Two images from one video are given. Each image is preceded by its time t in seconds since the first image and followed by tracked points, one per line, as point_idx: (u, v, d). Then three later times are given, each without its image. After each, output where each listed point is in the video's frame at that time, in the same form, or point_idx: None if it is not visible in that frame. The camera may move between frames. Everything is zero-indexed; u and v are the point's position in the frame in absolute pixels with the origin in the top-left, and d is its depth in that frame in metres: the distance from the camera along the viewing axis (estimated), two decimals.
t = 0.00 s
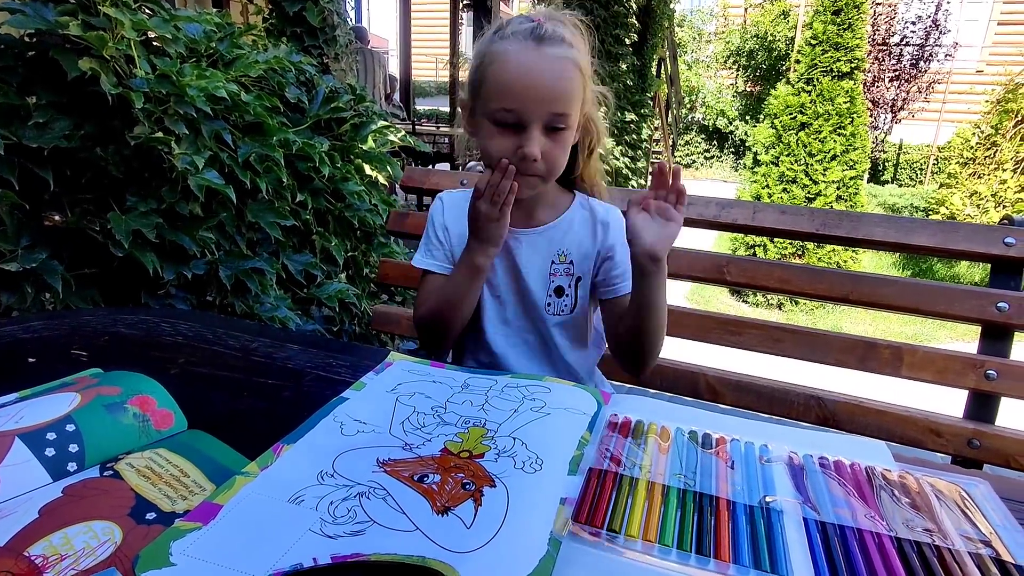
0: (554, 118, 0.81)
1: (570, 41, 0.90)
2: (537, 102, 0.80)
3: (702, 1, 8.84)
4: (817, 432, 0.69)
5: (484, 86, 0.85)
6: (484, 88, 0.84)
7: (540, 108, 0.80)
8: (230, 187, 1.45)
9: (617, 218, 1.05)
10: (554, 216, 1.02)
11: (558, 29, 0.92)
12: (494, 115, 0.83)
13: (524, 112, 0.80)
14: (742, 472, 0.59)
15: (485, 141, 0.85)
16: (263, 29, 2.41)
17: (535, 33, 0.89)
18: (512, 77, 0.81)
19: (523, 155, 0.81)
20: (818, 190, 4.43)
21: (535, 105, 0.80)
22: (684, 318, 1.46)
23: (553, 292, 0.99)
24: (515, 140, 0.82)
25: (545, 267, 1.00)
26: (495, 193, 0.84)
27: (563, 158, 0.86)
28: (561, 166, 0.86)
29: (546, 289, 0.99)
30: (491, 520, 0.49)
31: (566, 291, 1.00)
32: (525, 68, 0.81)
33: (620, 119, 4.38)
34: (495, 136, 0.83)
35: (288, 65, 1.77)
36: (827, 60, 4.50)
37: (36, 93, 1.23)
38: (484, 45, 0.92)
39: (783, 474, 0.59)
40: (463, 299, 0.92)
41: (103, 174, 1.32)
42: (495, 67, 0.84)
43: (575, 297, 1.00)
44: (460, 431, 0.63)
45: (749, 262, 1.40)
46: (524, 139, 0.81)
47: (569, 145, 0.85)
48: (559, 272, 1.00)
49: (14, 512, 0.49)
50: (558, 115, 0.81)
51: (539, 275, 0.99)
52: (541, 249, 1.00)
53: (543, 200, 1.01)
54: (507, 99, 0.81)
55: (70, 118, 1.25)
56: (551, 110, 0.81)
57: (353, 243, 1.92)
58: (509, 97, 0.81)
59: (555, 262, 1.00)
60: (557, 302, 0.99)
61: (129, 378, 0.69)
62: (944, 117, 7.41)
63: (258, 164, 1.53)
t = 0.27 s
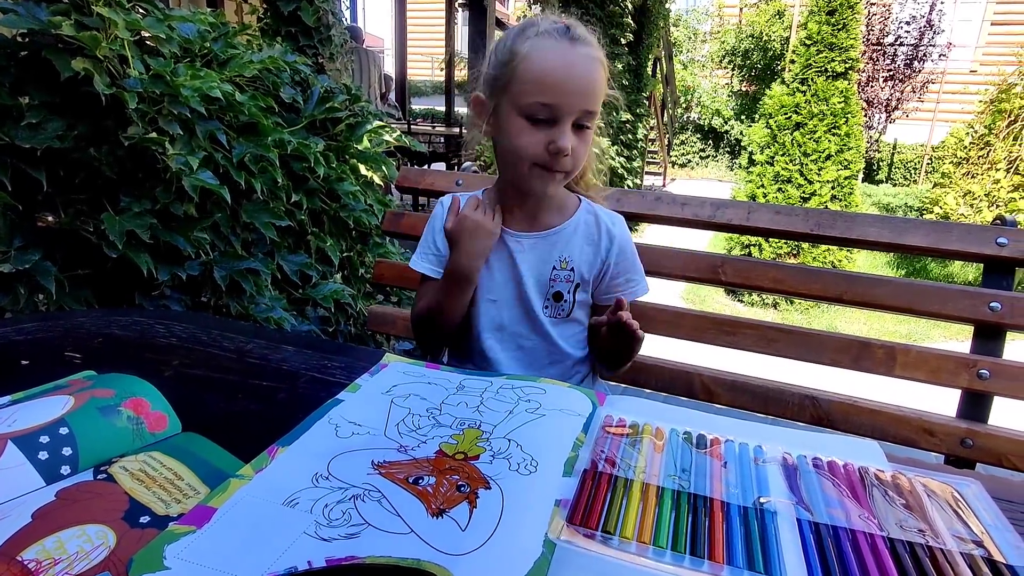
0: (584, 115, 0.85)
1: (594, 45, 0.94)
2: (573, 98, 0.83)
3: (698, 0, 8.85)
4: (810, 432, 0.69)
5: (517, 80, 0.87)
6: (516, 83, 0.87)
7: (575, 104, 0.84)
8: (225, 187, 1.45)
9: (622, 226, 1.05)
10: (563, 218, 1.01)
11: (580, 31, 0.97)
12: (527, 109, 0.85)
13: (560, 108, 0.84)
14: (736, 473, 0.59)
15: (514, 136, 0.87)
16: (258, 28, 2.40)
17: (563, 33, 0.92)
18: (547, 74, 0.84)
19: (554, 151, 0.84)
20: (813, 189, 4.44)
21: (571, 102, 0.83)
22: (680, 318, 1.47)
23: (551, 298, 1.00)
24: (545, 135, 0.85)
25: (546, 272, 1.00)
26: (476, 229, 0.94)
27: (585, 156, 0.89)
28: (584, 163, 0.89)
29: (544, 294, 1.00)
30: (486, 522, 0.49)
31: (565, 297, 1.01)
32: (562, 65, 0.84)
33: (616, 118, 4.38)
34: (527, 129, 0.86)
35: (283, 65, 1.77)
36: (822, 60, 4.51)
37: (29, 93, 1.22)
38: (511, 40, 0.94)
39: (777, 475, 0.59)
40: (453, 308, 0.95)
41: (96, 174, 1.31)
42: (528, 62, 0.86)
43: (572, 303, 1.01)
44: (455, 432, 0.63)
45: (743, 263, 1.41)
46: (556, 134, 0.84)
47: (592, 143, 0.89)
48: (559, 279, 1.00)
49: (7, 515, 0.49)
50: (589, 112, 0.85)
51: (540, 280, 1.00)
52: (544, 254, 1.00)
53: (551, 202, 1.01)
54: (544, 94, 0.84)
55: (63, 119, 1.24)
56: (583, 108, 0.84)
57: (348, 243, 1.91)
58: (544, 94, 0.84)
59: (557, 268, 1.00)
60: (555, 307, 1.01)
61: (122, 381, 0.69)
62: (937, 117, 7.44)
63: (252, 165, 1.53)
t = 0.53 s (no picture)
0: (592, 116, 0.84)
1: (596, 39, 0.92)
2: (578, 102, 0.82)
3: (693, 1, 8.88)
4: (804, 433, 0.70)
5: (520, 88, 0.86)
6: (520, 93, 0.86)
7: (580, 108, 0.83)
8: (220, 188, 1.45)
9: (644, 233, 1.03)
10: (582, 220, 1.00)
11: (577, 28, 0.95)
12: (532, 117, 0.84)
13: (565, 113, 0.82)
14: (731, 474, 0.59)
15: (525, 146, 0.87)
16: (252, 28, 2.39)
17: (562, 30, 0.90)
18: (550, 79, 0.83)
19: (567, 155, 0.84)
20: (807, 190, 4.45)
21: (576, 106, 0.82)
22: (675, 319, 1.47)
23: (569, 300, 0.99)
24: (556, 140, 0.84)
25: (565, 275, 0.99)
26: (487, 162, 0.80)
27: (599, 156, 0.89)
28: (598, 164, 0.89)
29: (562, 296, 0.99)
30: (482, 524, 0.49)
31: (582, 300, 0.99)
32: (563, 70, 0.83)
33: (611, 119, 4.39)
34: (535, 137, 0.85)
35: (278, 66, 1.76)
36: (816, 61, 4.52)
37: (22, 94, 1.22)
38: (510, 50, 0.93)
39: (771, 476, 0.59)
40: (446, 275, 0.89)
41: (90, 175, 1.31)
42: (529, 68, 0.85)
43: (589, 307, 0.99)
44: (450, 434, 0.63)
45: (738, 263, 1.41)
46: (565, 140, 0.84)
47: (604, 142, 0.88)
48: (578, 282, 0.99)
49: None
50: (597, 113, 0.84)
51: (558, 282, 0.99)
52: (564, 257, 0.99)
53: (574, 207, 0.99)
54: (547, 102, 0.83)
55: (56, 119, 1.24)
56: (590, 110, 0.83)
57: (344, 244, 1.91)
58: (549, 102, 0.83)
59: (576, 271, 0.99)
60: (571, 309, 0.99)
61: (117, 383, 0.69)
62: (931, 117, 7.48)
63: (247, 165, 1.52)
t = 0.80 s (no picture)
0: (629, 112, 0.80)
1: (632, 34, 0.88)
2: (611, 97, 0.78)
3: (689, 3, 8.90)
4: (801, 433, 0.70)
5: (550, 83, 0.83)
6: (551, 87, 0.82)
7: (614, 103, 0.79)
8: (217, 189, 1.45)
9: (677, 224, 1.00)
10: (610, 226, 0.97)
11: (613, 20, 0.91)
12: (562, 114, 0.81)
13: (596, 109, 0.79)
14: (729, 473, 0.59)
15: (554, 144, 0.83)
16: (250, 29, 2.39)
17: (595, 24, 0.87)
18: (581, 74, 0.79)
19: (600, 154, 0.80)
20: (804, 191, 4.47)
21: (609, 101, 0.79)
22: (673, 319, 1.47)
23: (606, 306, 0.97)
24: (589, 139, 0.80)
25: (600, 281, 0.96)
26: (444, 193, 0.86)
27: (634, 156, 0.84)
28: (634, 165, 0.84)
29: (597, 304, 0.97)
30: (481, 523, 0.49)
31: (619, 305, 0.97)
32: (594, 62, 0.79)
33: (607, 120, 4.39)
34: (564, 136, 0.82)
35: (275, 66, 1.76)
36: (812, 62, 4.53)
37: (19, 94, 1.22)
38: (540, 45, 0.89)
39: (768, 475, 0.59)
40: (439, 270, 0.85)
41: (86, 176, 1.30)
42: (558, 63, 0.82)
43: (627, 312, 0.97)
44: (449, 434, 0.63)
45: (735, 263, 1.41)
46: (598, 137, 0.80)
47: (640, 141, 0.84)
48: (614, 287, 0.97)
49: None
50: (633, 109, 0.80)
51: (593, 290, 0.96)
52: (597, 263, 0.96)
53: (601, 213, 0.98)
54: (577, 97, 0.80)
55: (53, 120, 1.24)
56: (626, 106, 0.79)
57: (341, 244, 1.91)
58: (582, 96, 0.79)
59: (610, 276, 0.96)
60: (608, 316, 0.97)
61: (115, 383, 0.69)
62: (926, 119, 7.50)
63: (244, 166, 1.52)
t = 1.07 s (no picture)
0: (648, 126, 0.78)
1: (667, 40, 0.86)
2: (628, 108, 0.76)
3: (687, 5, 8.92)
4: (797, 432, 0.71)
5: (572, 83, 0.81)
6: (572, 88, 0.81)
7: (630, 114, 0.77)
8: (217, 191, 1.45)
9: (691, 229, 1.01)
10: (616, 238, 0.98)
11: (652, 23, 0.88)
12: (577, 118, 0.79)
13: (611, 118, 0.77)
14: (725, 471, 0.60)
15: (565, 149, 0.82)
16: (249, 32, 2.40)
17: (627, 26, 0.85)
18: (602, 79, 0.78)
19: (609, 168, 0.78)
20: (801, 191, 4.48)
21: (626, 112, 0.77)
22: (671, 320, 1.48)
23: (620, 320, 0.98)
24: (601, 149, 0.79)
25: (612, 294, 0.98)
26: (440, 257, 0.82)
27: (648, 172, 0.82)
28: (644, 182, 0.82)
29: (610, 319, 0.98)
30: (482, 519, 0.50)
31: (633, 318, 0.98)
32: (618, 66, 0.77)
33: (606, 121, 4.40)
34: (576, 142, 0.80)
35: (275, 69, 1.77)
36: (809, 64, 4.55)
37: (20, 97, 1.22)
38: (570, 39, 0.87)
39: (763, 472, 0.60)
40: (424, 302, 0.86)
41: (88, 178, 1.31)
42: (583, 62, 0.80)
43: (642, 324, 0.98)
44: (450, 432, 0.64)
45: (732, 264, 1.42)
46: (609, 149, 0.78)
47: (655, 158, 0.81)
48: (626, 300, 0.98)
49: (6, 517, 0.50)
50: (651, 122, 0.77)
51: (606, 304, 0.97)
52: (608, 277, 0.97)
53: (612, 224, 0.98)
54: (594, 102, 0.78)
55: (55, 122, 1.25)
56: (645, 120, 0.77)
57: (340, 246, 1.92)
58: (599, 103, 0.77)
59: (622, 289, 0.98)
60: (623, 330, 0.98)
61: (120, 383, 0.70)
62: (923, 120, 7.51)
63: (245, 168, 1.53)
